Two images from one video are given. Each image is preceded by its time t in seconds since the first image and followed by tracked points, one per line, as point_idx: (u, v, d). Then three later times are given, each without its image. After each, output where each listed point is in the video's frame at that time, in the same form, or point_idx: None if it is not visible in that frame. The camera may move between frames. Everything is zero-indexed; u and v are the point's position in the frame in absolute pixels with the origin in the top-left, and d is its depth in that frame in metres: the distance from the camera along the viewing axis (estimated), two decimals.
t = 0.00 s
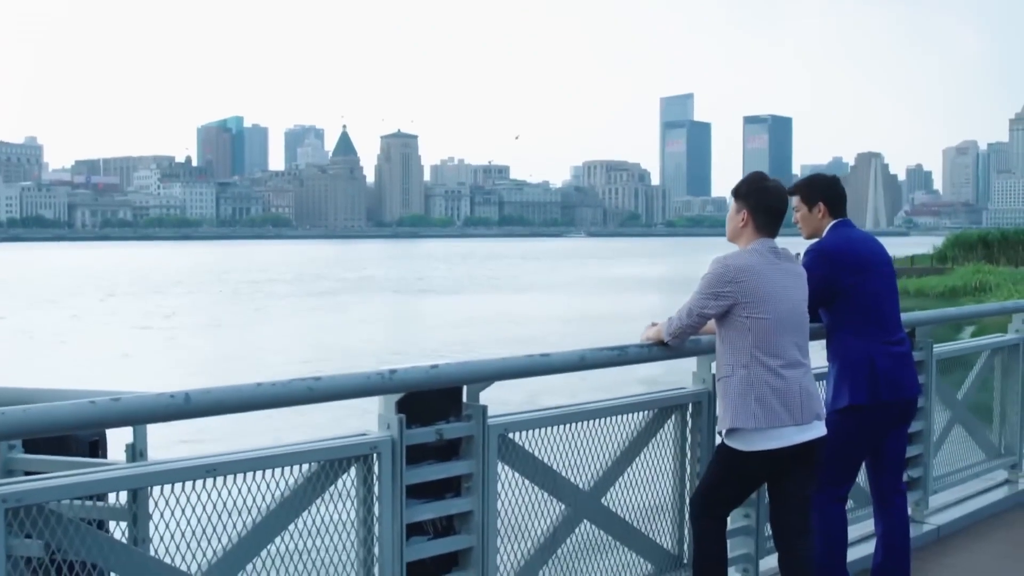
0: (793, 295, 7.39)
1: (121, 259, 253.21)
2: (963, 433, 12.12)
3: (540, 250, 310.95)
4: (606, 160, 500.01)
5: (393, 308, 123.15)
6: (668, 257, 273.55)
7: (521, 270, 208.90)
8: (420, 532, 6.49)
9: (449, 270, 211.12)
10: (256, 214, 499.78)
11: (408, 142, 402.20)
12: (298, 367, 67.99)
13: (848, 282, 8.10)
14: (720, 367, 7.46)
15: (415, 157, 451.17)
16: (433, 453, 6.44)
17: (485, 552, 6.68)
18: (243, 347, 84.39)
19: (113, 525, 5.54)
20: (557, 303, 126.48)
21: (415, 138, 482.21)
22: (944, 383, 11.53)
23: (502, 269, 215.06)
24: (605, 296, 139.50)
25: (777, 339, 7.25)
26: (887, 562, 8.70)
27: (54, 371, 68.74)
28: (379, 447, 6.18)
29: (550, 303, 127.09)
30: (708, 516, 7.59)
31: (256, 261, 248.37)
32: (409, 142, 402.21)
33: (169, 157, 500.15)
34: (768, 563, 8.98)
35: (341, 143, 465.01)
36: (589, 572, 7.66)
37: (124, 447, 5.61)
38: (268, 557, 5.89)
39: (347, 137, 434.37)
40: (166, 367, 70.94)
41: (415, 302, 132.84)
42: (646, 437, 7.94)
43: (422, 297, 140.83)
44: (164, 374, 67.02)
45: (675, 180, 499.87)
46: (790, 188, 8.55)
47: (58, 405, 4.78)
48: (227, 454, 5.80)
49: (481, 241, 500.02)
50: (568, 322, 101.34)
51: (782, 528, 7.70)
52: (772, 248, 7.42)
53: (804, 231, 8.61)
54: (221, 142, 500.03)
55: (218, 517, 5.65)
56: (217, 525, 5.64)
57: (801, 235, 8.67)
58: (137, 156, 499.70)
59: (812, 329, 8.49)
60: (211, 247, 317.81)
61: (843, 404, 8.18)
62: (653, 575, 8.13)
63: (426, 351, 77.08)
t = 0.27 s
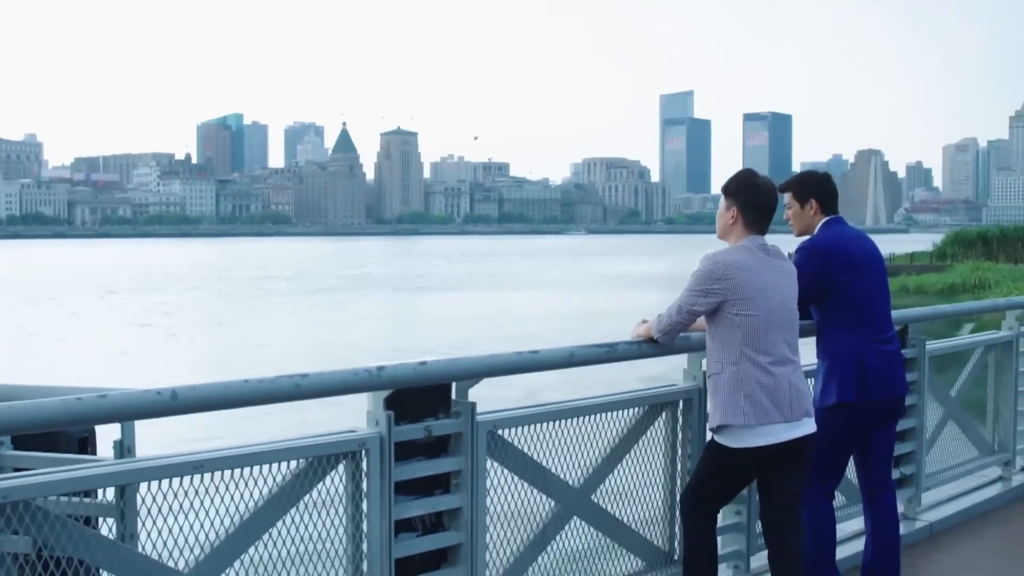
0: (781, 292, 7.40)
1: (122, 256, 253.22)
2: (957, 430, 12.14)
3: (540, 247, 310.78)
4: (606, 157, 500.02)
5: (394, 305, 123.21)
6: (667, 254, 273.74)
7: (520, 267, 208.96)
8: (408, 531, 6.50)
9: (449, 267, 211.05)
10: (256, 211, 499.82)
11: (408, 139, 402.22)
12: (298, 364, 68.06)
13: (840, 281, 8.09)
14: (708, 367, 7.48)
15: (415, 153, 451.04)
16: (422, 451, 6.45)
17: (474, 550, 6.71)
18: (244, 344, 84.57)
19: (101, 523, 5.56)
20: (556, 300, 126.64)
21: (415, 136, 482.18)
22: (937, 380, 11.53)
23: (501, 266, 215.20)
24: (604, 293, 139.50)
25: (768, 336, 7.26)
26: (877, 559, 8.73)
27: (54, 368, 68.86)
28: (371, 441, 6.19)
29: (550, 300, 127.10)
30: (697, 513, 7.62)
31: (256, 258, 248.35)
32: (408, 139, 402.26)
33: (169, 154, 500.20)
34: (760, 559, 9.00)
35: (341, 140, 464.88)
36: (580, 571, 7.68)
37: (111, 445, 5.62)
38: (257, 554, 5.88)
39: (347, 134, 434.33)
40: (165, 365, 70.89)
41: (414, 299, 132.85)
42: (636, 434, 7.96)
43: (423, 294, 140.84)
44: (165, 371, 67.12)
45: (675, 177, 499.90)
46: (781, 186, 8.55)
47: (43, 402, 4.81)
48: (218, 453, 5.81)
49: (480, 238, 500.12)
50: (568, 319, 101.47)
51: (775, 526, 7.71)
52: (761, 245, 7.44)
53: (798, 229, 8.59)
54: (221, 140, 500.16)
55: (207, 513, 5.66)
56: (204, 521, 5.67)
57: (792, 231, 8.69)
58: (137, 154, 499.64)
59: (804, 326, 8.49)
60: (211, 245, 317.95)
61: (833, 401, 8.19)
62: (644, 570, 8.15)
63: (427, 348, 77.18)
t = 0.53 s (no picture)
0: (771, 288, 7.41)
1: (122, 253, 253.31)
2: (950, 426, 12.15)
3: (540, 243, 310.69)
4: (605, 154, 499.91)
5: (394, 302, 123.29)
6: (666, 251, 273.60)
7: (520, 265, 209.12)
8: (398, 527, 6.53)
9: (449, 265, 211.16)
10: (256, 208, 499.73)
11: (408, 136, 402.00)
12: (298, 361, 68.12)
13: (831, 277, 8.11)
14: (698, 362, 7.50)
15: (415, 150, 450.98)
16: (408, 445, 6.45)
17: (463, 547, 6.74)
18: (244, 341, 84.67)
19: (89, 517, 5.56)
20: (556, 297, 126.72)
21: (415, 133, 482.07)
22: (929, 375, 11.53)
23: (501, 263, 215.25)
24: (604, 290, 139.50)
25: (755, 333, 7.28)
26: (867, 557, 8.75)
27: (55, 365, 68.97)
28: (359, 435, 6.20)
29: (551, 297, 127.10)
30: (687, 509, 7.64)
31: (256, 255, 248.49)
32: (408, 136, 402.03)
33: (168, 151, 500.24)
34: (751, 555, 9.02)
35: (341, 138, 464.79)
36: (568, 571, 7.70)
37: (101, 440, 5.63)
38: (244, 553, 5.91)
39: (347, 131, 434.06)
40: (166, 362, 70.88)
41: (414, 296, 132.87)
42: (627, 430, 7.96)
43: (423, 291, 140.96)
44: (165, 367, 67.24)
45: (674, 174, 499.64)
46: (776, 179, 8.54)
47: (32, 397, 4.82)
48: (204, 448, 5.83)
49: (480, 235, 499.96)
50: (568, 316, 101.61)
51: (764, 524, 7.74)
52: (753, 243, 7.45)
53: (792, 222, 8.57)
54: (221, 136, 500.16)
55: (193, 507, 5.66)
56: (196, 518, 5.67)
57: (784, 227, 8.67)
58: (136, 151, 499.66)
59: (796, 323, 8.50)
60: (211, 242, 318.09)
61: (820, 399, 8.22)
62: (635, 566, 8.17)
63: (427, 345, 77.28)
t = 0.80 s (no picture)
0: (763, 287, 7.42)
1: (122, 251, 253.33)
2: (946, 424, 12.14)
3: (540, 241, 310.60)
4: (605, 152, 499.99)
5: (394, 300, 123.30)
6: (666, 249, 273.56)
7: (520, 263, 209.18)
8: (388, 525, 6.51)
9: (449, 263, 211.21)
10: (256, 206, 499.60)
11: (408, 134, 401.81)
12: (298, 359, 68.19)
13: (825, 276, 8.10)
14: (689, 360, 7.51)
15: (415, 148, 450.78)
16: (398, 443, 6.43)
17: (455, 546, 6.77)
18: (244, 339, 84.76)
19: (79, 516, 5.53)
20: (556, 296, 126.78)
21: (415, 131, 482.02)
22: (928, 373, 11.53)
23: (502, 261, 215.35)
24: (604, 288, 139.44)
25: (746, 332, 7.28)
26: (858, 554, 8.79)
27: (55, 363, 69.04)
28: (351, 429, 6.18)
29: (550, 295, 127.08)
30: (681, 508, 7.65)
31: (256, 254, 248.50)
32: (408, 135, 401.81)
33: (168, 150, 500.16)
34: (743, 552, 9.05)
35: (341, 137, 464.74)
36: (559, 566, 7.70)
37: (88, 442, 5.64)
38: (233, 553, 5.92)
39: (346, 129, 434.07)
40: (165, 360, 70.88)
41: (414, 294, 132.93)
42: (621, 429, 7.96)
43: (423, 289, 141.06)
44: (166, 366, 67.26)
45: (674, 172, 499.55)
46: (770, 178, 8.45)
47: (21, 397, 4.84)
48: (194, 446, 5.82)
49: (480, 233, 499.91)
50: (568, 314, 101.61)
51: (754, 522, 7.74)
52: (744, 240, 7.44)
53: (786, 222, 8.52)
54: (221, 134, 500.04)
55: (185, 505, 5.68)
56: (188, 513, 5.69)
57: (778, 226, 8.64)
58: (136, 149, 499.59)
59: (787, 322, 8.50)
60: (211, 239, 318.03)
61: (813, 396, 8.23)
62: (627, 565, 8.17)
63: (427, 343, 77.35)
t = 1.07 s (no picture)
0: (754, 284, 7.43)
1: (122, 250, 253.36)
2: (940, 423, 12.16)
3: (540, 239, 310.57)
4: (605, 151, 499.95)
5: (394, 299, 123.30)
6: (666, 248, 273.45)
7: (520, 262, 209.22)
8: (379, 522, 6.54)
9: (449, 262, 211.33)
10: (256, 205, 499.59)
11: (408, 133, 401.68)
12: (297, 358, 68.23)
13: (817, 274, 8.11)
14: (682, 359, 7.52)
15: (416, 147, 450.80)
16: (396, 443, 6.47)
17: (447, 542, 6.80)
18: (243, 337, 84.83)
19: (70, 514, 5.55)
20: (556, 294, 126.80)
21: (415, 129, 482.07)
22: (921, 371, 11.56)
23: (501, 260, 215.51)
24: (604, 287, 139.42)
25: (737, 329, 7.29)
26: (852, 553, 8.80)
27: (55, 362, 69.13)
28: (349, 428, 6.20)
29: (551, 293, 127.09)
30: (672, 507, 7.67)
31: (256, 252, 248.46)
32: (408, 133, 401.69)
33: (168, 148, 500.21)
34: (737, 548, 9.05)
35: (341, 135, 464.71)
36: (553, 566, 7.70)
37: (79, 440, 5.65)
38: (222, 549, 5.93)
39: (347, 126, 434.05)
40: (165, 359, 70.81)
41: (414, 292, 132.88)
42: (612, 425, 7.99)
43: (424, 288, 141.09)
44: (165, 364, 67.35)
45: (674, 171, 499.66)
46: (763, 176, 8.45)
47: (9, 393, 4.87)
48: (183, 445, 5.85)
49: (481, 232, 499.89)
50: (568, 313, 101.67)
51: (745, 522, 7.76)
52: (734, 239, 7.46)
53: (776, 221, 8.54)
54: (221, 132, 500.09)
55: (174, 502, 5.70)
56: (181, 510, 5.70)
57: (772, 223, 8.63)
58: (136, 148, 499.63)
59: (778, 321, 8.52)
60: (211, 237, 317.72)
61: (804, 395, 8.24)
62: (619, 562, 8.18)
63: (427, 341, 77.42)
